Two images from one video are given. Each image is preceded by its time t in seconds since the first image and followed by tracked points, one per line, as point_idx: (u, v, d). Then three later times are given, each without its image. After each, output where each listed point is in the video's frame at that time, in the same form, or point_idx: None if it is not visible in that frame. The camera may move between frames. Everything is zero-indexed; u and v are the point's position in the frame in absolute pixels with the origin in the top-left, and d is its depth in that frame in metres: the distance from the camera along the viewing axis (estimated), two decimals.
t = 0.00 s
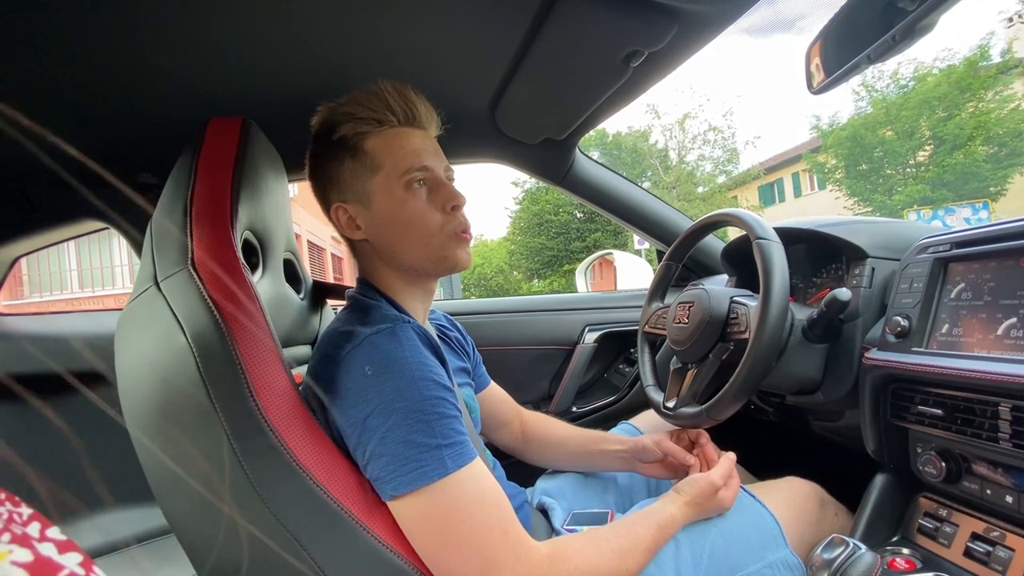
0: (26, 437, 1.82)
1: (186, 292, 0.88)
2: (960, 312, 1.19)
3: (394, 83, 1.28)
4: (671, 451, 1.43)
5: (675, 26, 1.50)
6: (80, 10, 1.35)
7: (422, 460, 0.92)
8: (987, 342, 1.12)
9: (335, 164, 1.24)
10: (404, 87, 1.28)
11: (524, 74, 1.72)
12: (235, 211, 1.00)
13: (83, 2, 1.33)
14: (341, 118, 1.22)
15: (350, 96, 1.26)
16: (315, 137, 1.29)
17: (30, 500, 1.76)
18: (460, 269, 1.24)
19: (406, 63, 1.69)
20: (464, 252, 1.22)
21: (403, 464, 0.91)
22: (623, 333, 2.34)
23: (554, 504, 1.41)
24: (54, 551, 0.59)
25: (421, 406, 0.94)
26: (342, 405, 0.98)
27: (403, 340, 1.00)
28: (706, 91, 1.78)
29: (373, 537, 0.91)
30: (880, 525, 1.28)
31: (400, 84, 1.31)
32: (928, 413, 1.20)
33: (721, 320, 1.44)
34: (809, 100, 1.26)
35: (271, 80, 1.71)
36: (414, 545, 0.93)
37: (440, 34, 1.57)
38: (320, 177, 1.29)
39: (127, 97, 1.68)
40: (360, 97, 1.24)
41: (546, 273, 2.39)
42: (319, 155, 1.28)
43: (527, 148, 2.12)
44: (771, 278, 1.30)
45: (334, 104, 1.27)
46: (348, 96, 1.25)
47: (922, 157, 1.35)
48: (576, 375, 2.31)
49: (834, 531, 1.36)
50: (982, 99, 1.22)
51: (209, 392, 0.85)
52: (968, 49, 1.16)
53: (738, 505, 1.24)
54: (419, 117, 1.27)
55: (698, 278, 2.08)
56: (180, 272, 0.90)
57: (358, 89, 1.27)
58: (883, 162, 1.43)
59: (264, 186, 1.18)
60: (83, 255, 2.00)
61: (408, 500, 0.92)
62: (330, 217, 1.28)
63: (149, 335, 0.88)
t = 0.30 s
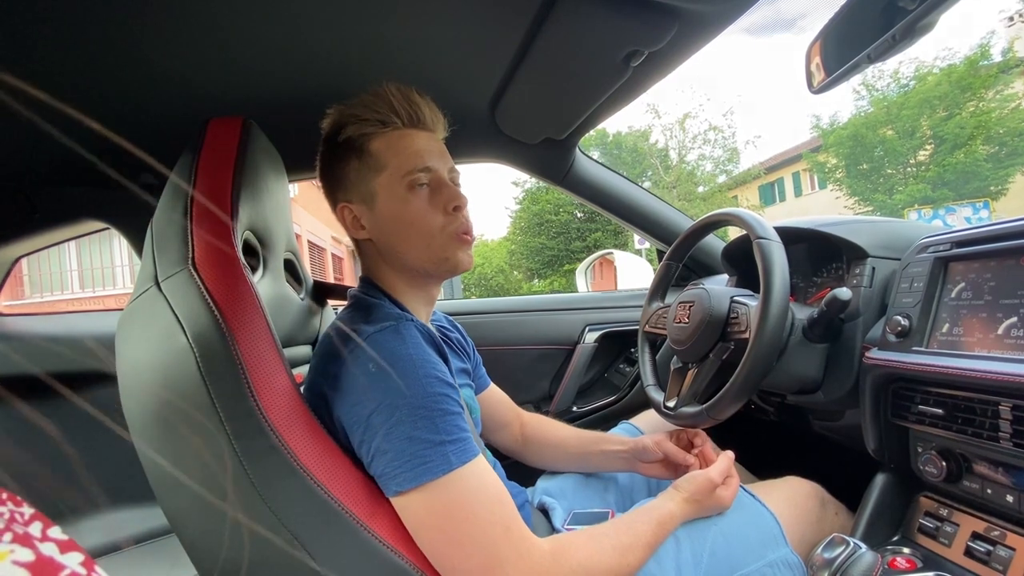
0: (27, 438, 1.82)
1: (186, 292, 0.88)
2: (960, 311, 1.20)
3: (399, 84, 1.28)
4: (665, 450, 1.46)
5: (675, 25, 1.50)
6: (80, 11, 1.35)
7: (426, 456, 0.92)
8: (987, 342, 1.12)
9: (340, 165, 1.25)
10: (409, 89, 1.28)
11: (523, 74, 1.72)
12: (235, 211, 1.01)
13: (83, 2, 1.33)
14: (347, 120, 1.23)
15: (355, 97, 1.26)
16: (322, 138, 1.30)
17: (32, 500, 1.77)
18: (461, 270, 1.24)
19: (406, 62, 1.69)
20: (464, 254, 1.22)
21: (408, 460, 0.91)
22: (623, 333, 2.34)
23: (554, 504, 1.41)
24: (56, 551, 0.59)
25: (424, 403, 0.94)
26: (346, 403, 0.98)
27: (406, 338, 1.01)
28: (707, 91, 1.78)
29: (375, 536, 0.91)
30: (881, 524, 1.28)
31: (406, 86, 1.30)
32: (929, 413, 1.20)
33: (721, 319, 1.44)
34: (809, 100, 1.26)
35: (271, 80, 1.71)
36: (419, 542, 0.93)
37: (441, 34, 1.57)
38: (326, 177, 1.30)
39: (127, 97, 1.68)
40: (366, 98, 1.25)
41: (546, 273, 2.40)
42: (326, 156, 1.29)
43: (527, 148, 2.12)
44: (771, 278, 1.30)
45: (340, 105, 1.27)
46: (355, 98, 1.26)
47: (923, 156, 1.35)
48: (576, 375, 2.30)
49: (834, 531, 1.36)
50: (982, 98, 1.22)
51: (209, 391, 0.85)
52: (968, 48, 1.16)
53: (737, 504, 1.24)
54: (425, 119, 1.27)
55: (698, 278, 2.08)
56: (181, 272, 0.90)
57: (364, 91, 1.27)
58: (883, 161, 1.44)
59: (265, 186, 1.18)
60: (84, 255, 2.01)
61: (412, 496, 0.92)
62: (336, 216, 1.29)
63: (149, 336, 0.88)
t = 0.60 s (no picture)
0: (29, 438, 1.83)
1: (187, 293, 0.88)
2: (960, 310, 1.20)
3: (391, 84, 1.28)
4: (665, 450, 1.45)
5: (675, 25, 1.50)
6: (80, 11, 1.35)
7: (421, 462, 0.92)
8: (988, 341, 1.12)
9: (335, 166, 1.25)
10: (402, 88, 1.28)
11: (523, 73, 1.72)
12: (235, 212, 1.01)
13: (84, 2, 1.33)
14: (340, 121, 1.24)
15: (348, 98, 1.27)
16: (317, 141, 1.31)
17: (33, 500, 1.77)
18: (460, 270, 1.23)
19: (406, 62, 1.69)
20: (461, 257, 1.21)
21: (403, 465, 0.92)
22: (623, 332, 2.33)
23: (555, 504, 1.41)
24: (57, 550, 0.59)
25: (420, 408, 0.94)
26: (342, 407, 0.99)
27: (402, 341, 1.01)
28: (706, 90, 1.78)
29: (375, 538, 0.91)
30: (881, 524, 1.28)
31: (399, 86, 1.31)
32: (929, 412, 1.20)
33: (721, 319, 1.44)
34: (809, 99, 1.26)
35: (271, 80, 1.71)
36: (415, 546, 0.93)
37: (440, 34, 1.57)
38: (322, 179, 1.30)
39: (128, 97, 1.68)
40: (359, 100, 1.25)
41: (547, 273, 2.37)
42: (321, 157, 1.30)
43: (527, 148, 2.12)
44: (771, 277, 1.30)
45: (334, 106, 1.28)
46: (349, 98, 1.27)
47: (924, 155, 1.35)
48: (576, 375, 2.30)
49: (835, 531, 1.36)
50: (983, 97, 1.22)
51: (210, 392, 0.85)
52: (969, 47, 1.15)
53: (737, 504, 1.24)
54: (418, 118, 1.27)
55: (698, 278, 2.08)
56: (181, 273, 0.90)
57: (357, 91, 1.28)
58: (884, 161, 1.44)
59: (265, 186, 1.18)
60: (85, 256, 1.98)
61: (407, 502, 0.92)
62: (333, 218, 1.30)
63: (150, 336, 0.88)
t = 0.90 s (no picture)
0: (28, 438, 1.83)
1: (188, 292, 0.89)
2: (961, 309, 1.19)
3: (403, 86, 1.28)
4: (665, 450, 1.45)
5: (675, 25, 1.50)
6: (81, 11, 1.35)
7: (422, 461, 0.92)
8: (988, 340, 1.12)
9: (343, 165, 1.25)
10: (412, 89, 1.29)
11: (523, 73, 1.72)
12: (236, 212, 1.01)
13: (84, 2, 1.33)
14: (351, 119, 1.23)
15: (359, 97, 1.26)
16: (322, 139, 1.30)
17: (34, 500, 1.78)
18: (465, 268, 1.24)
19: (406, 62, 1.69)
20: (469, 254, 1.23)
21: (402, 464, 0.92)
22: (623, 332, 2.33)
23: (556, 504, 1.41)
24: (60, 548, 0.60)
25: (421, 407, 0.94)
26: (344, 405, 0.99)
27: (403, 340, 1.01)
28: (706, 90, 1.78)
29: (376, 539, 0.91)
30: (881, 523, 1.28)
31: (408, 87, 1.31)
32: (929, 411, 1.20)
33: (721, 319, 1.44)
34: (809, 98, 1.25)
35: (271, 80, 1.71)
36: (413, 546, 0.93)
37: (441, 34, 1.57)
38: (327, 177, 1.29)
39: (127, 97, 1.68)
40: (369, 99, 1.25)
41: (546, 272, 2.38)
42: (326, 155, 1.29)
43: (527, 148, 2.12)
44: (772, 277, 1.30)
45: (343, 104, 1.27)
46: (360, 96, 1.26)
47: (924, 155, 1.35)
48: (576, 375, 2.30)
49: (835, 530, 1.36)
50: (984, 96, 1.22)
51: (211, 392, 0.85)
52: (970, 46, 1.15)
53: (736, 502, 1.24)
54: (428, 120, 1.28)
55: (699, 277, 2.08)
56: (182, 273, 0.90)
57: (367, 90, 1.28)
58: (884, 160, 1.43)
59: (265, 186, 1.18)
60: (86, 256, 2.01)
61: (408, 501, 0.92)
62: (337, 216, 1.28)
63: (151, 335, 0.88)
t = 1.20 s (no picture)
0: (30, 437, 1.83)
1: (188, 293, 0.89)
2: (962, 309, 1.19)
3: (411, 86, 1.28)
4: (650, 439, 1.45)
5: (675, 25, 1.50)
6: (81, 12, 1.35)
7: (440, 456, 0.92)
8: (989, 339, 1.12)
9: (350, 165, 1.23)
10: (419, 89, 1.28)
11: (524, 73, 1.72)
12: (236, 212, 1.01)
13: (84, 3, 1.33)
14: (359, 119, 1.22)
15: (366, 96, 1.25)
16: (328, 139, 1.28)
17: (35, 500, 1.78)
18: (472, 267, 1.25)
19: (406, 62, 1.69)
20: (477, 252, 1.23)
21: (421, 460, 0.92)
22: (623, 332, 2.33)
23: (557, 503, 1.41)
24: (60, 547, 0.60)
25: (438, 403, 0.94)
26: (359, 403, 0.98)
27: (418, 337, 1.00)
28: (707, 89, 1.78)
29: (383, 539, 0.91)
30: (882, 523, 1.28)
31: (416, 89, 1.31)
32: (930, 411, 1.20)
33: (722, 318, 1.44)
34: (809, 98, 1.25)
35: (271, 80, 1.71)
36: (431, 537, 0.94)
37: (441, 34, 1.57)
38: (333, 178, 1.28)
39: (127, 98, 1.69)
40: (377, 99, 1.24)
41: (547, 272, 2.40)
42: (333, 154, 1.27)
43: (527, 148, 2.12)
44: (772, 276, 1.30)
45: (350, 103, 1.26)
46: (367, 96, 1.25)
47: (925, 154, 1.35)
48: (577, 375, 2.30)
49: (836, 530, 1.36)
50: (984, 96, 1.22)
51: (212, 392, 0.85)
52: (970, 45, 1.15)
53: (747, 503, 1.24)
54: (434, 120, 1.28)
55: (699, 277, 2.08)
56: (182, 273, 0.90)
57: (374, 90, 1.27)
58: (885, 159, 1.43)
59: (265, 186, 1.17)
60: (87, 256, 2.02)
61: (426, 496, 0.92)
62: (344, 217, 1.27)
63: (150, 336, 0.88)
